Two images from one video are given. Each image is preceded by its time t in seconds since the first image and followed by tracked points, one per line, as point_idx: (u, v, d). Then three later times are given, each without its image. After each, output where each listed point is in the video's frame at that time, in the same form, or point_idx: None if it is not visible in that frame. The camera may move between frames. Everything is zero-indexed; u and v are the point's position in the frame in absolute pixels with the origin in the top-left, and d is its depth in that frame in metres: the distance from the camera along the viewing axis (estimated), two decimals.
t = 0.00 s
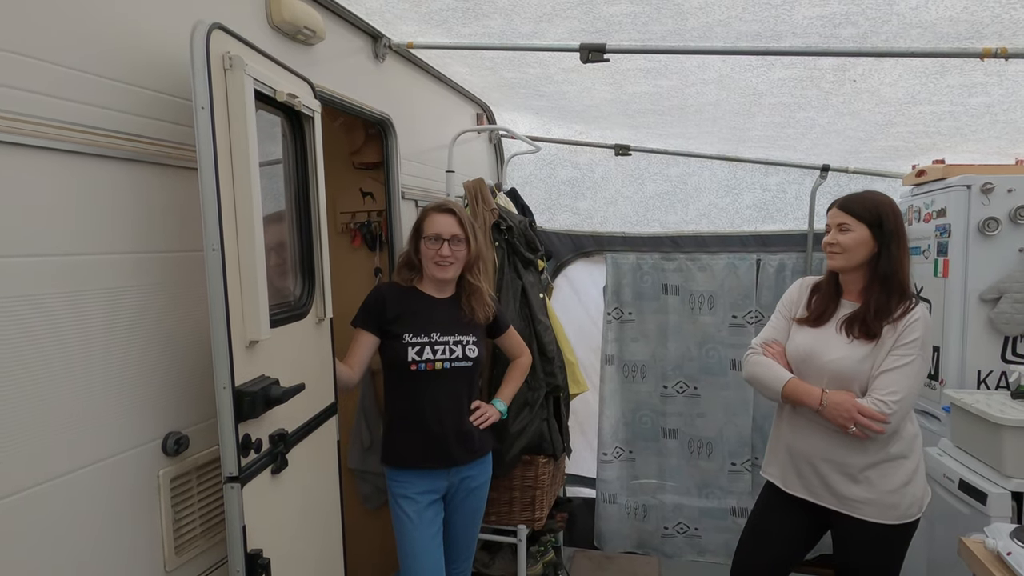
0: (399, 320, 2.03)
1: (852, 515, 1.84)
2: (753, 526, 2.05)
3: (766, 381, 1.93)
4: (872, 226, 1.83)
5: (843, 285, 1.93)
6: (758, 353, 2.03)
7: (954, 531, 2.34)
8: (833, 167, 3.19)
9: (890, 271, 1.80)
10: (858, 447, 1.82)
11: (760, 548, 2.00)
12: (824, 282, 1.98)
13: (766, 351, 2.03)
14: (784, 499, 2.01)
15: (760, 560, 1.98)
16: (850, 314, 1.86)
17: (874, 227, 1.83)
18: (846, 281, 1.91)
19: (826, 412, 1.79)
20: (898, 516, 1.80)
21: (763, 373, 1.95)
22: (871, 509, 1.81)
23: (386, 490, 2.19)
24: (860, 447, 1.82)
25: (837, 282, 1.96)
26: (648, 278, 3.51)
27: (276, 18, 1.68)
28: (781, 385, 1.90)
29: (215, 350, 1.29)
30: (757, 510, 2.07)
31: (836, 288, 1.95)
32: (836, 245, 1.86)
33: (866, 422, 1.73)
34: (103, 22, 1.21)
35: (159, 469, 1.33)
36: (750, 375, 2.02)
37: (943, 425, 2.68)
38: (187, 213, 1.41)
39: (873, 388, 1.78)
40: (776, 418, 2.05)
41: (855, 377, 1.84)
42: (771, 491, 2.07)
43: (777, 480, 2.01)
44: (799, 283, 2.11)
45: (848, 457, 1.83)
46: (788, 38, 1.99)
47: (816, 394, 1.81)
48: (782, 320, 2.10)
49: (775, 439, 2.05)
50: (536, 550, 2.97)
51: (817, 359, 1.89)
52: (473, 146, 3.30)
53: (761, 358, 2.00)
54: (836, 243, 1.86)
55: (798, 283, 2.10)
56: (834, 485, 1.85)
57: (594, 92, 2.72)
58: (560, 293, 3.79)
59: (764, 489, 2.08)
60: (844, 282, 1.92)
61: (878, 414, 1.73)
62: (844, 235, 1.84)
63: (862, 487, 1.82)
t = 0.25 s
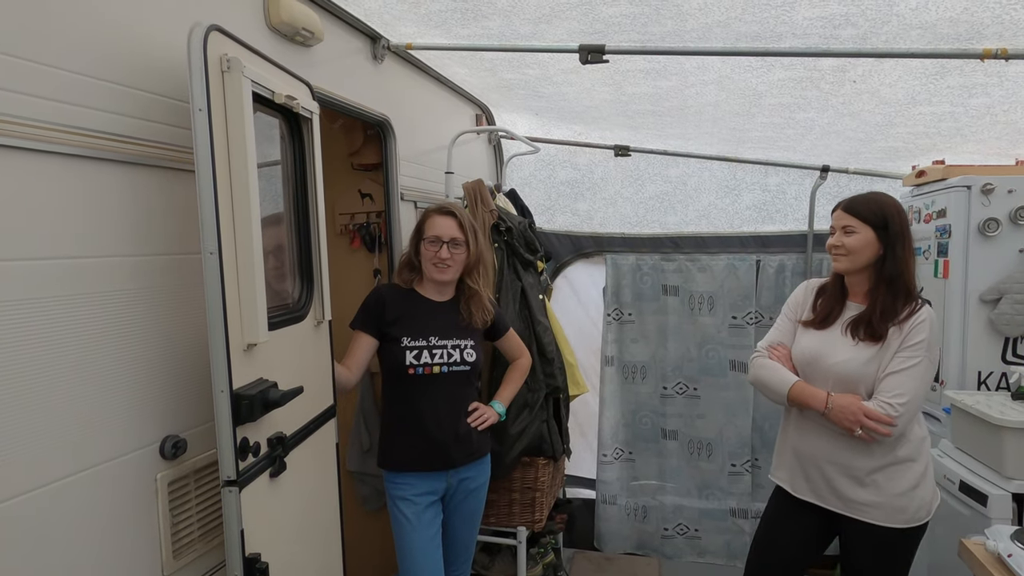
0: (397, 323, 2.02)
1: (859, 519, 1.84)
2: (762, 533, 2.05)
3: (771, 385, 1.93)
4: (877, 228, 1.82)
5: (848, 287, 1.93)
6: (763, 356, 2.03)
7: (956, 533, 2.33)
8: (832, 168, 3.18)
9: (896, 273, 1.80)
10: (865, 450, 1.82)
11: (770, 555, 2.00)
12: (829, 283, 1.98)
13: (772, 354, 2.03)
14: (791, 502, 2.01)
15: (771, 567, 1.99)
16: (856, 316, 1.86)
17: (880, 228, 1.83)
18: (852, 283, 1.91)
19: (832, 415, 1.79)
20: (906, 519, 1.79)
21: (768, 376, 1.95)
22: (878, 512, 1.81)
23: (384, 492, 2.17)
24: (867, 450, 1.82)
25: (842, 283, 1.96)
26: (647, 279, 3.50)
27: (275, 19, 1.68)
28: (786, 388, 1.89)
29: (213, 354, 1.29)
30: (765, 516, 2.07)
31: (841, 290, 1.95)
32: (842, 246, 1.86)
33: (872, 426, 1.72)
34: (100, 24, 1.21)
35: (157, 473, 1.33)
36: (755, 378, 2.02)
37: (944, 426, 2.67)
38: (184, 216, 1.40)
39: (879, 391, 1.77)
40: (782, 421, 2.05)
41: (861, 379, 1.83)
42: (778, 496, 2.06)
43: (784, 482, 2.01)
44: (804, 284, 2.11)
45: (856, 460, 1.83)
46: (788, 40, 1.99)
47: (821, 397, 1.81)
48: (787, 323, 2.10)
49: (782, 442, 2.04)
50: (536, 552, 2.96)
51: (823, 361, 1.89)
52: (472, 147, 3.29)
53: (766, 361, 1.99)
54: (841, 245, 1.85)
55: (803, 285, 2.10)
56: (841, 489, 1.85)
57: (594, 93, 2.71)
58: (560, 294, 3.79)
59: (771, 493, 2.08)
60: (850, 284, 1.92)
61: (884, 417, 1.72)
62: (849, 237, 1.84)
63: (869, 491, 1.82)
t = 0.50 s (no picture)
0: (398, 322, 2.01)
1: (868, 519, 1.84)
2: (773, 536, 2.06)
3: (780, 384, 1.93)
4: (887, 227, 1.82)
5: (857, 286, 1.92)
6: (771, 356, 2.03)
7: (958, 533, 2.32)
8: (834, 167, 3.16)
9: (906, 272, 1.80)
10: (875, 450, 1.81)
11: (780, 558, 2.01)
12: (838, 282, 1.98)
13: (780, 354, 2.03)
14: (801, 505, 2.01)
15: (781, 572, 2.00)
16: (865, 315, 1.85)
17: (889, 227, 1.82)
18: (861, 282, 1.90)
19: (841, 414, 1.78)
20: (915, 520, 1.79)
21: (777, 376, 1.95)
22: (888, 513, 1.80)
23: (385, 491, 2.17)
24: (877, 450, 1.81)
25: (851, 282, 1.95)
26: (648, 278, 3.50)
27: (276, 17, 1.67)
28: (795, 387, 1.89)
29: (214, 352, 1.28)
30: (776, 519, 2.08)
31: (850, 289, 1.94)
32: (851, 245, 1.85)
33: (883, 425, 1.72)
34: (100, 20, 1.20)
35: (158, 471, 1.32)
36: (764, 377, 2.02)
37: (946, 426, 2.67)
38: (185, 214, 1.40)
39: (889, 390, 1.77)
40: (791, 420, 2.06)
41: (870, 378, 1.83)
42: (789, 499, 2.07)
43: (793, 482, 2.01)
44: (812, 284, 2.11)
45: (866, 461, 1.82)
46: (791, 37, 1.98)
47: (831, 396, 1.80)
48: (795, 322, 2.09)
49: (791, 441, 2.05)
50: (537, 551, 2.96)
51: (831, 360, 1.88)
52: (473, 146, 3.28)
53: (774, 360, 1.99)
54: (851, 244, 1.85)
55: (812, 285, 2.10)
56: (849, 489, 1.85)
57: (595, 92, 2.71)
58: (561, 293, 3.79)
59: (782, 496, 2.08)
60: (859, 283, 1.91)
61: (894, 416, 1.72)
62: (859, 235, 1.83)
63: (879, 491, 1.81)
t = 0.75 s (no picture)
0: (396, 322, 2.00)
1: (875, 521, 1.83)
2: (778, 538, 2.06)
3: (787, 385, 1.92)
4: (894, 227, 1.81)
5: (865, 286, 1.91)
6: (777, 357, 2.02)
7: (960, 534, 2.31)
8: (834, 166, 3.14)
9: (914, 273, 1.79)
10: (883, 452, 1.80)
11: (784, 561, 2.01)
12: (845, 283, 1.97)
13: (786, 354, 2.02)
14: (806, 506, 2.00)
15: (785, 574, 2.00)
16: (873, 316, 1.84)
17: (897, 228, 1.81)
18: (869, 283, 1.89)
19: (850, 415, 1.77)
20: (923, 523, 1.77)
21: (784, 377, 1.94)
22: (896, 515, 1.79)
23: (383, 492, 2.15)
24: (885, 452, 1.80)
25: (858, 283, 1.94)
26: (648, 278, 3.49)
27: (274, 15, 1.66)
28: (802, 389, 1.88)
29: (210, 353, 1.27)
30: (781, 521, 2.08)
31: (857, 290, 1.93)
32: (859, 247, 1.84)
33: (891, 426, 1.71)
34: (96, 17, 1.19)
35: (153, 474, 1.31)
36: (770, 379, 2.01)
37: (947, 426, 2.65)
38: (182, 213, 1.39)
39: (898, 391, 1.76)
40: (798, 422, 2.05)
41: (879, 379, 1.82)
42: (793, 501, 2.06)
43: (799, 485, 2.00)
44: (818, 284, 2.10)
45: (874, 463, 1.81)
46: (792, 36, 1.97)
47: (839, 397, 1.79)
48: (802, 323, 2.08)
49: (798, 442, 2.04)
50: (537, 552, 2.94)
51: (839, 361, 1.87)
52: (472, 145, 3.27)
53: (780, 361, 1.99)
54: (859, 245, 1.84)
55: (819, 285, 2.09)
56: (857, 492, 1.84)
57: (595, 91, 2.70)
58: (560, 293, 3.77)
59: (787, 498, 2.08)
60: (866, 284, 1.90)
61: (904, 417, 1.70)
62: (866, 237, 1.82)
63: (887, 494, 1.80)
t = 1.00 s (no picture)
0: (395, 323, 1.99)
1: (879, 523, 1.82)
2: (780, 541, 2.06)
3: (791, 386, 1.91)
4: (902, 228, 1.80)
5: (870, 287, 1.90)
6: (782, 357, 2.01)
7: (961, 535, 2.30)
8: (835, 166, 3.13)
9: (922, 273, 1.78)
10: (889, 454, 1.79)
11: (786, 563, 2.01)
12: (850, 283, 1.96)
13: (791, 355, 2.01)
14: (808, 508, 2.00)
15: None
16: (879, 316, 1.83)
17: (905, 229, 1.80)
18: (875, 283, 1.89)
19: (856, 417, 1.76)
20: (928, 525, 1.76)
21: (789, 378, 1.93)
22: (901, 518, 1.78)
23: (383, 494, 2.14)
24: (891, 454, 1.79)
25: (863, 283, 1.94)
26: (648, 278, 3.48)
27: (272, 14, 1.65)
28: (808, 391, 1.87)
29: (208, 353, 1.26)
30: (784, 523, 2.07)
31: (863, 290, 1.92)
32: (867, 247, 1.83)
33: (898, 428, 1.70)
34: (93, 15, 1.18)
35: (150, 475, 1.30)
36: (774, 380, 2.00)
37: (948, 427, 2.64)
38: (179, 213, 1.38)
39: (904, 393, 1.75)
40: (801, 423, 2.04)
41: (885, 380, 1.81)
42: (796, 503, 2.06)
43: (803, 486, 1.99)
44: (822, 284, 2.09)
45: (879, 464, 1.80)
46: (794, 34, 1.96)
47: (846, 399, 1.78)
48: (806, 324, 2.08)
49: (801, 443, 2.04)
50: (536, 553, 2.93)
51: (845, 362, 1.87)
52: (472, 145, 3.26)
53: (785, 362, 1.98)
54: (865, 246, 1.83)
55: (823, 285, 2.08)
56: (862, 493, 1.83)
57: (595, 90, 2.69)
58: (560, 293, 3.76)
59: (789, 500, 2.07)
60: (872, 284, 1.89)
61: (910, 419, 1.70)
62: (874, 237, 1.81)
63: (892, 495, 1.79)
